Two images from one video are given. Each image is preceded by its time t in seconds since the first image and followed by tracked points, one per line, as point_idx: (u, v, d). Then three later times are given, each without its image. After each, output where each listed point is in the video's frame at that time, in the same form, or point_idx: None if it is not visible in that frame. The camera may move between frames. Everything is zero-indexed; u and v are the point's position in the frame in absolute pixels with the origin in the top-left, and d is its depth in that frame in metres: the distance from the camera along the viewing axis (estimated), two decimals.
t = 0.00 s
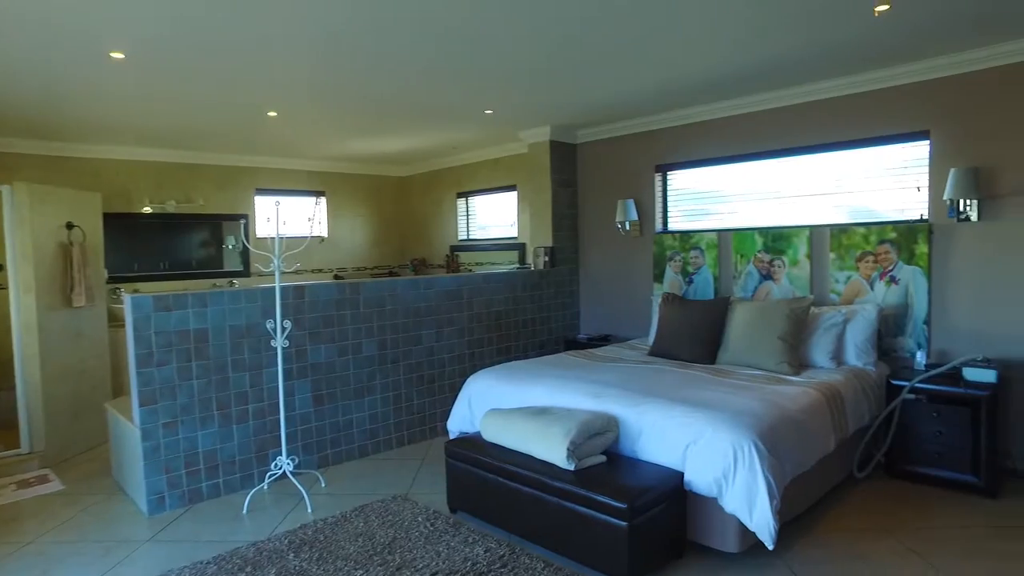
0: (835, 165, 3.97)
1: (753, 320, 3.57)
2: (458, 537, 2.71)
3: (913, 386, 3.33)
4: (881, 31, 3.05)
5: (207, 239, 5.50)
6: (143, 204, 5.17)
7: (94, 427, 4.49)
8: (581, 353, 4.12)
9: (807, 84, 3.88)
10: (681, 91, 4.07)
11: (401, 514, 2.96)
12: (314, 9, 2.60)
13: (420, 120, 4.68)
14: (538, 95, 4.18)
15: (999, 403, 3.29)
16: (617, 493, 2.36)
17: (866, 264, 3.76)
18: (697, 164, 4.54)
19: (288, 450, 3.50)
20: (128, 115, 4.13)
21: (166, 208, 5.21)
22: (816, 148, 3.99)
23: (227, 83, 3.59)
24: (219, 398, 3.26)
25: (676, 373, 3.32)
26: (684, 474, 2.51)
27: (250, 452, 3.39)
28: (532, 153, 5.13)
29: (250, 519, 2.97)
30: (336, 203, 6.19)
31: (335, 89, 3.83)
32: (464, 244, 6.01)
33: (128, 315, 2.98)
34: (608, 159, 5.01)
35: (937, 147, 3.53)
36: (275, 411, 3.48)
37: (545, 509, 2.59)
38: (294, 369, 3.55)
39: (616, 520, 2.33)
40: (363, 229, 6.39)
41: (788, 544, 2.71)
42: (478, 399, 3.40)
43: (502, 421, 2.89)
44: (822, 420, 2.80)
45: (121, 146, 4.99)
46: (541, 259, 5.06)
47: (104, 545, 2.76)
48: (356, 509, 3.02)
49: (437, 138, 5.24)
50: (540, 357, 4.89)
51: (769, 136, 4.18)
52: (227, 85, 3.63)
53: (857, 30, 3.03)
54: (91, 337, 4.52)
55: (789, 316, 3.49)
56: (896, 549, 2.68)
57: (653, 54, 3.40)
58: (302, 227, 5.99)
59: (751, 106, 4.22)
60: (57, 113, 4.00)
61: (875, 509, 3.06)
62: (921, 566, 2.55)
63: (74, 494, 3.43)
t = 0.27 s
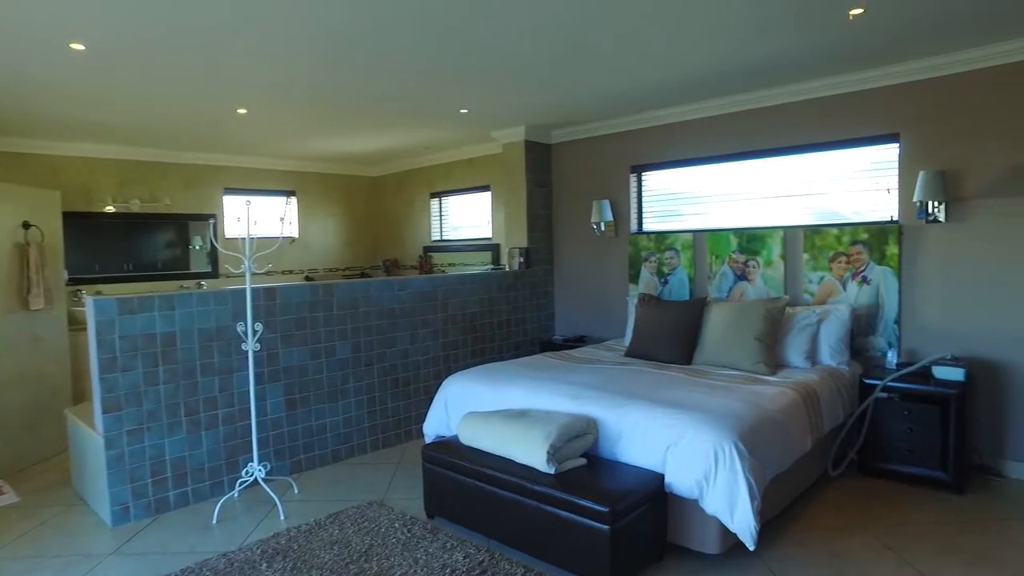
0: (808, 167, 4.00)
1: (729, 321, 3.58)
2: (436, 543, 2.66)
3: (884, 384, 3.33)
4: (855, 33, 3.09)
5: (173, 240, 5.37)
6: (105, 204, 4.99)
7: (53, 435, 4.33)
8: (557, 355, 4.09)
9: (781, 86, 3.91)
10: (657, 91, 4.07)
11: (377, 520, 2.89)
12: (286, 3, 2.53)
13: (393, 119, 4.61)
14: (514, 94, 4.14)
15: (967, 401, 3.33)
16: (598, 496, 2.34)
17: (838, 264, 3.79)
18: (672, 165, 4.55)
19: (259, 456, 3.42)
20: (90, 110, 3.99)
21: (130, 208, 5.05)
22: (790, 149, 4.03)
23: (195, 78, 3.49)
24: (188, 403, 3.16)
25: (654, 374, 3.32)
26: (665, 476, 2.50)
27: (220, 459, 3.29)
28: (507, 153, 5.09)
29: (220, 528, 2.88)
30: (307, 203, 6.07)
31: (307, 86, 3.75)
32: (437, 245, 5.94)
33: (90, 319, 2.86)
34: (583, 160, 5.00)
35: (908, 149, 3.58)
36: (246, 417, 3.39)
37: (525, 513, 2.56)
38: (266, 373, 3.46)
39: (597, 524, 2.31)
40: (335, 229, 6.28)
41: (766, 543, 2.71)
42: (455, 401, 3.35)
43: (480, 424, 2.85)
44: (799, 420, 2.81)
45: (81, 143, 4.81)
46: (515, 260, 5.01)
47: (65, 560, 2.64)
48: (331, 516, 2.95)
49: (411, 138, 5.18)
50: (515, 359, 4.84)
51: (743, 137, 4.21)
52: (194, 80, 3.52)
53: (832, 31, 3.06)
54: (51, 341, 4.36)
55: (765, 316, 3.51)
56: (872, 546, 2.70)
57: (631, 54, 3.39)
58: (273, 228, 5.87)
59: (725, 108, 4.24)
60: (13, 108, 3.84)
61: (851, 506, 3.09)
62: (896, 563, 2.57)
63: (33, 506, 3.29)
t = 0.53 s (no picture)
0: (774, 167, 4.05)
1: (698, 320, 3.60)
2: (408, 548, 2.60)
3: (849, 381, 3.35)
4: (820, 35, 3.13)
5: (129, 239, 5.19)
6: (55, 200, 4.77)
7: None
8: (526, 355, 4.05)
9: (747, 87, 3.95)
10: (625, 91, 4.07)
11: (345, 526, 2.82)
12: None
13: (359, 116, 4.52)
14: (482, 93, 4.10)
15: (927, 397, 3.37)
16: (572, 498, 2.32)
17: (804, 264, 3.83)
18: (640, 165, 4.56)
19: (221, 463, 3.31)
20: (38, 101, 3.81)
21: (82, 204, 4.86)
22: (755, 149, 4.07)
23: (153, 70, 3.36)
24: (146, 409, 3.03)
25: (625, 374, 3.31)
26: (638, 476, 2.49)
27: (179, 467, 3.17)
28: (474, 152, 5.04)
29: (180, 539, 2.77)
30: (268, 202, 5.93)
31: (270, 81, 3.64)
32: (403, 245, 5.85)
33: (40, 322, 2.71)
34: (551, 159, 4.97)
35: (870, 150, 3.65)
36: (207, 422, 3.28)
37: (498, 516, 2.52)
38: (228, 377, 3.35)
39: (572, 526, 2.29)
40: (298, 229, 6.14)
41: (737, 540, 2.72)
42: (425, 404, 3.29)
43: (451, 427, 2.80)
44: (769, 418, 2.84)
45: (30, 136, 4.57)
46: (483, 260, 4.94)
47: None
48: (297, 523, 2.87)
49: (376, 136, 5.09)
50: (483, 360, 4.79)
51: (709, 138, 4.24)
52: (151, 72, 3.38)
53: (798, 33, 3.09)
54: None
55: (733, 315, 3.53)
56: (841, 541, 2.73)
57: (601, 53, 3.38)
58: (235, 227, 5.73)
59: (692, 108, 4.27)
60: None
61: (818, 502, 3.12)
62: (864, 557, 2.60)
63: None
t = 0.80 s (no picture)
0: (740, 168, 4.08)
1: (667, 321, 3.61)
2: (377, 557, 2.53)
3: (815, 380, 3.39)
4: (788, 36, 3.16)
5: (81, 239, 4.99)
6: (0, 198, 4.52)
7: None
8: (495, 357, 4.01)
9: (714, 89, 3.98)
10: (594, 91, 4.06)
11: (312, 536, 2.74)
12: None
13: (323, 113, 4.41)
14: (449, 90, 4.04)
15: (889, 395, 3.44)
16: (547, 502, 2.28)
17: (770, 264, 3.87)
18: (607, 166, 4.56)
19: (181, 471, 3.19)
20: None
21: (31, 204, 4.63)
22: (722, 150, 4.09)
23: (106, 61, 3.22)
24: (99, 417, 2.90)
25: (596, 375, 3.30)
26: (612, 478, 2.48)
27: (136, 477, 3.04)
28: (440, 151, 4.97)
29: (138, 553, 2.65)
30: (228, 201, 5.76)
31: (230, 75, 3.53)
32: (367, 245, 5.75)
33: None
34: (518, 159, 4.93)
35: (834, 152, 3.71)
36: (165, 430, 3.15)
37: (470, 522, 2.47)
38: (187, 382, 3.23)
39: (547, 530, 2.25)
40: (259, 229, 5.98)
41: (709, 540, 2.73)
42: (393, 407, 3.23)
43: (421, 431, 2.75)
44: (740, 417, 2.85)
45: None
46: (450, 260, 4.87)
47: None
48: (262, 533, 2.78)
49: (341, 134, 4.98)
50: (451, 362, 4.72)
51: (676, 139, 4.26)
52: (103, 64, 3.24)
53: (767, 32, 3.12)
54: None
55: (702, 316, 3.55)
56: (810, 538, 2.76)
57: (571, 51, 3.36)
58: (195, 227, 5.57)
59: (660, 109, 4.29)
60: None
61: (786, 500, 3.15)
62: (833, 554, 2.63)
63: None
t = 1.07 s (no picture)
0: (723, 168, 4.07)
1: (651, 321, 3.60)
2: (360, 564, 2.48)
3: (798, 380, 3.39)
4: (770, 35, 3.16)
5: (50, 238, 4.83)
6: None
7: None
8: (478, 358, 3.97)
9: (695, 89, 3.98)
10: (576, 90, 4.04)
11: (294, 543, 2.68)
12: None
13: (300, 111, 4.33)
14: (430, 88, 3.99)
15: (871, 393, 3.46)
16: (534, 506, 2.25)
17: (752, 264, 3.87)
18: (589, 165, 4.54)
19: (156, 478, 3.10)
20: None
21: None
22: (705, 151, 4.09)
23: (75, 56, 3.11)
24: (68, 423, 2.80)
25: (580, 376, 3.28)
26: (599, 481, 2.45)
27: (108, 485, 2.95)
28: (420, 150, 4.91)
29: (110, 564, 2.57)
30: (203, 200, 5.64)
31: (205, 70, 3.44)
32: (346, 246, 5.67)
33: None
34: (499, 158, 4.88)
35: (814, 153, 3.72)
36: (139, 435, 3.06)
37: (456, 527, 2.44)
38: (162, 386, 3.14)
39: (534, 535, 2.22)
40: (236, 229, 5.87)
41: (695, 541, 2.72)
42: (376, 410, 3.18)
43: (405, 435, 2.70)
44: (725, 417, 2.85)
45: None
46: (431, 261, 4.80)
47: None
48: (241, 541, 2.71)
49: (319, 132, 4.90)
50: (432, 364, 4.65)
51: (659, 139, 4.25)
52: (72, 59, 3.14)
53: (749, 31, 3.11)
54: None
55: (686, 316, 3.54)
56: (795, 538, 2.76)
57: (554, 48, 3.33)
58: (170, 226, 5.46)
59: (641, 109, 4.27)
60: None
61: (770, 499, 3.15)
62: (818, 553, 2.63)
63: None
